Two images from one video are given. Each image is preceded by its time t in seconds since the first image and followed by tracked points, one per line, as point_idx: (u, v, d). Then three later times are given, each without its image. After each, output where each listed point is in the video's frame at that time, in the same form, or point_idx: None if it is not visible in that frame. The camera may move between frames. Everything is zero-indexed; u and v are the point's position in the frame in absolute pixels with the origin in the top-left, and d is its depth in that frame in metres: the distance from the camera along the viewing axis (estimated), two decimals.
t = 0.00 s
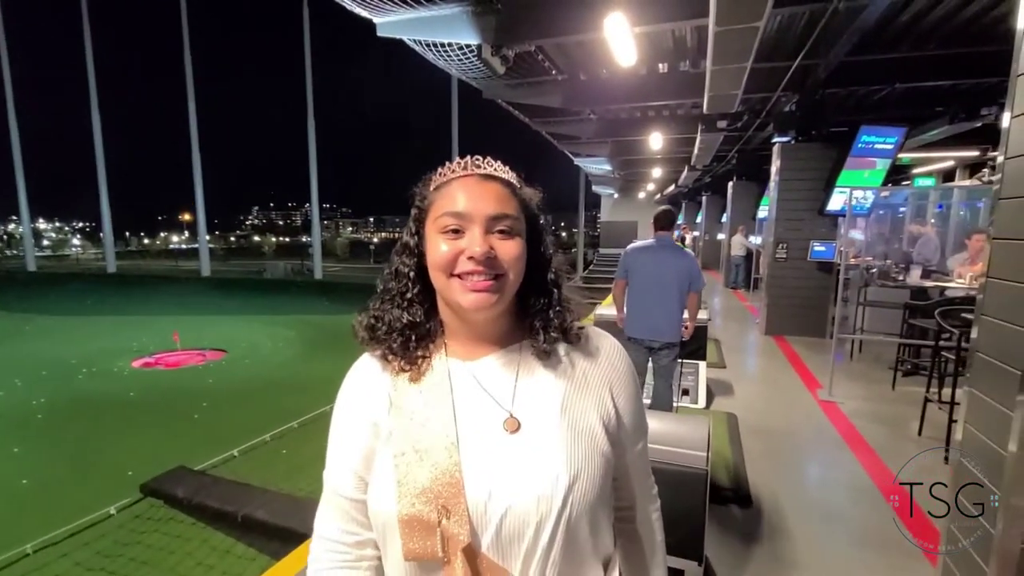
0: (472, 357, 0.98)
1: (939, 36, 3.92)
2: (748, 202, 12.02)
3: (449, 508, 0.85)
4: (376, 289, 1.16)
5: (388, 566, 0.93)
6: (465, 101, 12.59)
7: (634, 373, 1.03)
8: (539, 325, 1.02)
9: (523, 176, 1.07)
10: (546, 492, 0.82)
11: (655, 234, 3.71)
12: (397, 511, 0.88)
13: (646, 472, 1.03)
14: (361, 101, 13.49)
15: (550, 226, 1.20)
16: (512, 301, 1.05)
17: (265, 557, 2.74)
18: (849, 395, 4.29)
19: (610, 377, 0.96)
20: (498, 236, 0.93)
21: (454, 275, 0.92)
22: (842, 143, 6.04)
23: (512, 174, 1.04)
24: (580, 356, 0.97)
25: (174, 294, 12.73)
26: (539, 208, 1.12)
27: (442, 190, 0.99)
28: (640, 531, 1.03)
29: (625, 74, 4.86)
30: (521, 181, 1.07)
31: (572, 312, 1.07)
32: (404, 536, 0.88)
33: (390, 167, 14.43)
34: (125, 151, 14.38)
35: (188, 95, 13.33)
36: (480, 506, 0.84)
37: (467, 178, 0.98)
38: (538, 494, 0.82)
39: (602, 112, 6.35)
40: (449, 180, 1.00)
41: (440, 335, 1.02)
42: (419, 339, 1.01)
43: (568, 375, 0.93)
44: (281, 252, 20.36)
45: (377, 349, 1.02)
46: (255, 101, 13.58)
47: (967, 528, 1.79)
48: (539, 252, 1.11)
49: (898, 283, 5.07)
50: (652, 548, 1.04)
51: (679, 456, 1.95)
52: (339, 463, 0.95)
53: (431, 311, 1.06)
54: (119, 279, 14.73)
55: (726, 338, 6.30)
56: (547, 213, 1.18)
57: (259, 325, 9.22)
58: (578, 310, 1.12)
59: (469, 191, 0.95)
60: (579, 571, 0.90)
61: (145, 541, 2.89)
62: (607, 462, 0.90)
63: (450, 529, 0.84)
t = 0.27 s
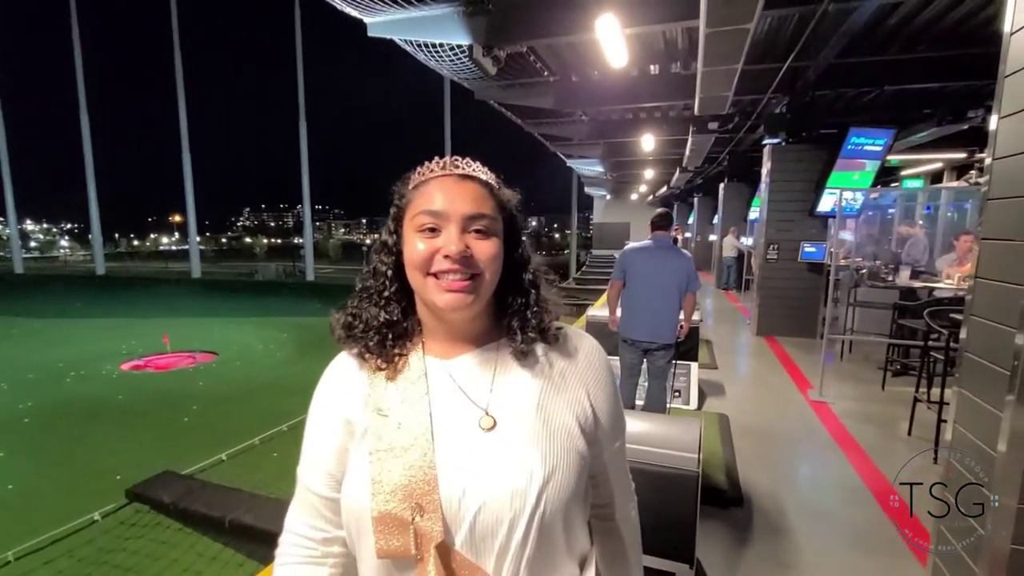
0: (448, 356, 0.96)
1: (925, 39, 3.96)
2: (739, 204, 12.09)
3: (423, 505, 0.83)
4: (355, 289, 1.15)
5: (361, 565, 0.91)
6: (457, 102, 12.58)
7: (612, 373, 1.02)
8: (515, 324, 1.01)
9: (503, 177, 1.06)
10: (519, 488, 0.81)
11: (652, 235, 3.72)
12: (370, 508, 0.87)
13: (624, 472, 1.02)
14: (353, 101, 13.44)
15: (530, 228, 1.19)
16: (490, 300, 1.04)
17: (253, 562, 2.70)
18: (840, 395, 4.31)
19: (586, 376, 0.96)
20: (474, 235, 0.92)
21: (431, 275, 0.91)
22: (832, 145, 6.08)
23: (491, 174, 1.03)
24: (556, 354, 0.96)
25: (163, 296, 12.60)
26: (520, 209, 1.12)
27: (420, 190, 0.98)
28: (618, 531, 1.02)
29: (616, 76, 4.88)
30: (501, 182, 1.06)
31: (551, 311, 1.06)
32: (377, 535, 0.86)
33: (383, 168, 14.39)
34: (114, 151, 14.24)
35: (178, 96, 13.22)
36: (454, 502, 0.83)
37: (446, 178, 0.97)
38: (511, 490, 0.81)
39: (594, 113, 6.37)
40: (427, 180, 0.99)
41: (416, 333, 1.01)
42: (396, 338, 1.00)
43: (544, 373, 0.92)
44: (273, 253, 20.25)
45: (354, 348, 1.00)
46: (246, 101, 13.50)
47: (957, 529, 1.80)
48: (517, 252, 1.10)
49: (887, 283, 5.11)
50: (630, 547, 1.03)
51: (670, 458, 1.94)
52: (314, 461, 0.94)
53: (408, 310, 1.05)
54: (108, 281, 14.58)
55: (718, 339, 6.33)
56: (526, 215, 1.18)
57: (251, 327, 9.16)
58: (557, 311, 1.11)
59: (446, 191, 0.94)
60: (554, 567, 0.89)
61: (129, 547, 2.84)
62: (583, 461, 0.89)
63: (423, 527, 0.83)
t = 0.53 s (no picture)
0: (421, 357, 0.95)
1: (912, 41, 4.00)
2: (729, 204, 12.17)
3: (400, 505, 0.83)
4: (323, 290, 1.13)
5: (336, 567, 0.90)
6: (448, 102, 12.57)
7: (583, 368, 1.03)
8: (487, 322, 1.01)
9: (472, 175, 1.05)
10: (496, 483, 0.81)
11: (647, 235, 3.74)
12: (347, 508, 0.86)
13: (597, 463, 1.04)
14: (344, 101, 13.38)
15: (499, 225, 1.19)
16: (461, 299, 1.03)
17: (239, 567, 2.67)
18: (828, 394, 4.34)
19: (559, 372, 0.97)
20: (445, 235, 0.92)
21: (403, 276, 0.90)
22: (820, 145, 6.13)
23: (460, 173, 1.02)
24: (528, 352, 0.97)
25: (152, 297, 12.47)
26: (489, 207, 1.11)
27: (389, 189, 0.97)
28: (590, 519, 1.04)
29: (607, 76, 4.89)
30: (470, 181, 1.05)
31: (523, 309, 1.06)
32: (356, 537, 0.85)
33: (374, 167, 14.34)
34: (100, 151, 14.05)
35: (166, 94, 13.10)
36: (433, 500, 0.82)
37: (415, 177, 0.96)
38: (490, 488, 0.81)
39: (584, 113, 6.38)
40: (395, 178, 0.98)
41: (388, 333, 1.00)
42: (368, 338, 0.98)
43: (516, 370, 0.93)
44: (263, 254, 20.11)
45: (324, 349, 0.98)
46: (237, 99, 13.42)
47: (944, 527, 1.82)
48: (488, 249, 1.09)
49: (876, 283, 5.15)
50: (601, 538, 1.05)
51: (660, 457, 1.94)
52: (286, 464, 0.92)
53: (378, 310, 1.04)
54: (95, 282, 14.41)
55: (709, 339, 6.35)
56: (497, 213, 1.17)
57: (241, 328, 9.09)
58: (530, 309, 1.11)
59: (415, 191, 0.93)
60: (530, 561, 0.89)
61: (111, 553, 2.80)
62: (556, 454, 0.90)
63: (400, 526, 0.82)
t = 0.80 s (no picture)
0: (406, 355, 0.95)
1: (903, 42, 4.03)
2: (723, 204, 12.21)
3: (392, 503, 0.82)
4: (301, 291, 1.11)
5: (326, 567, 0.89)
6: (442, 101, 12.53)
7: (564, 363, 1.04)
8: (470, 320, 1.01)
9: (453, 173, 1.05)
10: (484, 478, 0.82)
11: (644, 235, 3.74)
12: (336, 508, 0.84)
13: (581, 455, 1.05)
14: (337, 100, 13.31)
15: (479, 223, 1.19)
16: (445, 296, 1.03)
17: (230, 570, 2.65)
18: (821, 393, 4.37)
19: (541, 368, 0.97)
20: (428, 233, 0.91)
21: (388, 274, 0.89)
22: (813, 145, 6.16)
23: (440, 170, 1.02)
24: (512, 348, 0.97)
25: (143, 298, 12.36)
26: (470, 205, 1.11)
27: (371, 187, 0.96)
28: (575, 511, 1.05)
29: (601, 75, 4.89)
30: (452, 178, 1.04)
31: (505, 305, 1.06)
32: (346, 537, 0.84)
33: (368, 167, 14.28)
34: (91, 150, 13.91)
35: (158, 93, 13.00)
36: (423, 496, 0.82)
37: (397, 175, 0.95)
38: (479, 484, 0.81)
39: (578, 113, 6.38)
40: (377, 176, 0.97)
41: (371, 332, 0.99)
42: (352, 337, 0.97)
43: (501, 366, 0.93)
44: (256, 254, 20.01)
45: (305, 349, 0.97)
46: (230, 98, 13.34)
47: (936, 526, 1.83)
48: (469, 248, 1.09)
49: (868, 282, 5.18)
50: (587, 531, 1.06)
51: (654, 457, 1.95)
52: (271, 466, 0.90)
53: (361, 309, 1.02)
54: (86, 283, 14.27)
55: (703, 338, 6.37)
56: (478, 211, 1.17)
57: (233, 329, 9.02)
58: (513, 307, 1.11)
59: (397, 189, 0.92)
60: (520, 555, 0.89)
61: (100, 556, 2.77)
62: (542, 448, 0.91)
63: (392, 523, 0.82)
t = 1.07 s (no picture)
0: (394, 355, 0.94)
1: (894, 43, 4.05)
2: (717, 203, 12.25)
3: (379, 502, 0.81)
4: (290, 290, 1.10)
5: (312, 568, 0.88)
6: (437, 102, 12.52)
7: (553, 362, 1.04)
8: (460, 320, 1.00)
9: (443, 174, 1.04)
10: (472, 477, 0.81)
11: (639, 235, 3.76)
12: (323, 508, 0.83)
13: (569, 453, 1.05)
14: (332, 100, 13.26)
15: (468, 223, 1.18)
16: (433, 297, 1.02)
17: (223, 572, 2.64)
18: (814, 392, 4.39)
19: (530, 367, 0.97)
20: (417, 234, 0.91)
21: (377, 275, 0.89)
22: (806, 145, 6.19)
23: (430, 170, 1.02)
24: (501, 347, 0.97)
25: (136, 299, 12.28)
26: (459, 206, 1.11)
27: (361, 186, 0.95)
28: (564, 509, 1.05)
29: (595, 76, 4.90)
30: (442, 179, 1.04)
31: (493, 305, 1.06)
32: (332, 537, 0.83)
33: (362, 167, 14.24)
34: (82, 150, 13.81)
35: (150, 93, 12.93)
36: (410, 495, 0.81)
37: (387, 175, 0.95)
38: (467, 482, 0.81)
39: (573, 113, 6.39)
40: (366, 177, 0.96)
41: (359, 332, 0.98)
42: (339, 337, 0.96)
43: (490, 365, 0.93)
44: (250, 255, 19.93)
45: (293, 349, 0.96)
46: (223, 98, 13.27)
47: (928, 524, 1.84)
48: (458, 248, 1.09)
49: (861, 282, 5.21)
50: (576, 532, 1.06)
51: (647, 457, 1.95)
52: (256, 466, 0.89)
53: (349, 309, 1.02)
54: (77, 284, 14.16)
55: (697, 338, 6.39)
56: (468, 212, 1.17)
57: (227, 330, 8.98)
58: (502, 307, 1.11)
59: (387, 188, 0.92)
60: (508, 554, 0.89)
61: (91, 560, 2.75)
62: (530, 447, 0.90)
63: (379, 523, 0.81)
